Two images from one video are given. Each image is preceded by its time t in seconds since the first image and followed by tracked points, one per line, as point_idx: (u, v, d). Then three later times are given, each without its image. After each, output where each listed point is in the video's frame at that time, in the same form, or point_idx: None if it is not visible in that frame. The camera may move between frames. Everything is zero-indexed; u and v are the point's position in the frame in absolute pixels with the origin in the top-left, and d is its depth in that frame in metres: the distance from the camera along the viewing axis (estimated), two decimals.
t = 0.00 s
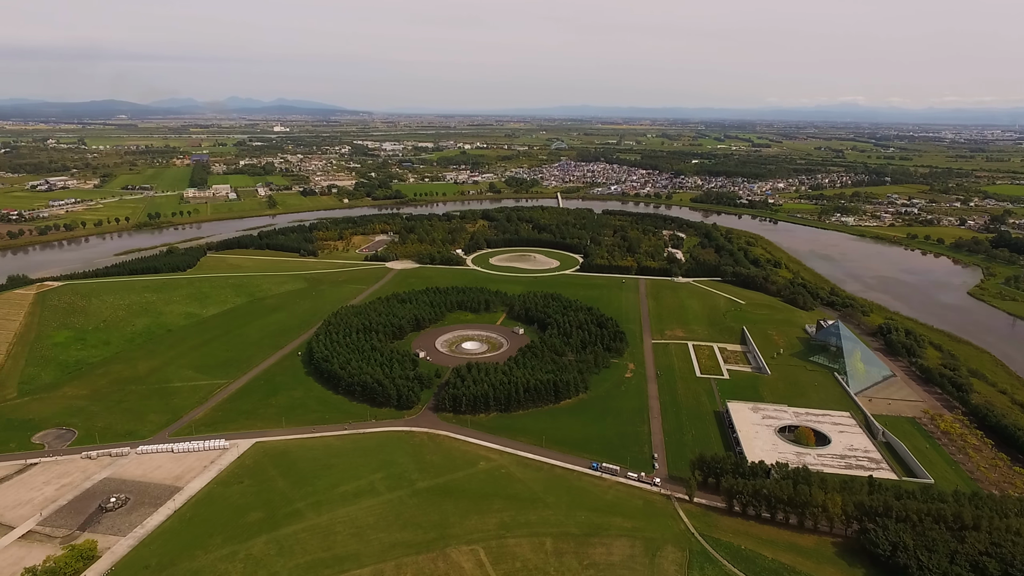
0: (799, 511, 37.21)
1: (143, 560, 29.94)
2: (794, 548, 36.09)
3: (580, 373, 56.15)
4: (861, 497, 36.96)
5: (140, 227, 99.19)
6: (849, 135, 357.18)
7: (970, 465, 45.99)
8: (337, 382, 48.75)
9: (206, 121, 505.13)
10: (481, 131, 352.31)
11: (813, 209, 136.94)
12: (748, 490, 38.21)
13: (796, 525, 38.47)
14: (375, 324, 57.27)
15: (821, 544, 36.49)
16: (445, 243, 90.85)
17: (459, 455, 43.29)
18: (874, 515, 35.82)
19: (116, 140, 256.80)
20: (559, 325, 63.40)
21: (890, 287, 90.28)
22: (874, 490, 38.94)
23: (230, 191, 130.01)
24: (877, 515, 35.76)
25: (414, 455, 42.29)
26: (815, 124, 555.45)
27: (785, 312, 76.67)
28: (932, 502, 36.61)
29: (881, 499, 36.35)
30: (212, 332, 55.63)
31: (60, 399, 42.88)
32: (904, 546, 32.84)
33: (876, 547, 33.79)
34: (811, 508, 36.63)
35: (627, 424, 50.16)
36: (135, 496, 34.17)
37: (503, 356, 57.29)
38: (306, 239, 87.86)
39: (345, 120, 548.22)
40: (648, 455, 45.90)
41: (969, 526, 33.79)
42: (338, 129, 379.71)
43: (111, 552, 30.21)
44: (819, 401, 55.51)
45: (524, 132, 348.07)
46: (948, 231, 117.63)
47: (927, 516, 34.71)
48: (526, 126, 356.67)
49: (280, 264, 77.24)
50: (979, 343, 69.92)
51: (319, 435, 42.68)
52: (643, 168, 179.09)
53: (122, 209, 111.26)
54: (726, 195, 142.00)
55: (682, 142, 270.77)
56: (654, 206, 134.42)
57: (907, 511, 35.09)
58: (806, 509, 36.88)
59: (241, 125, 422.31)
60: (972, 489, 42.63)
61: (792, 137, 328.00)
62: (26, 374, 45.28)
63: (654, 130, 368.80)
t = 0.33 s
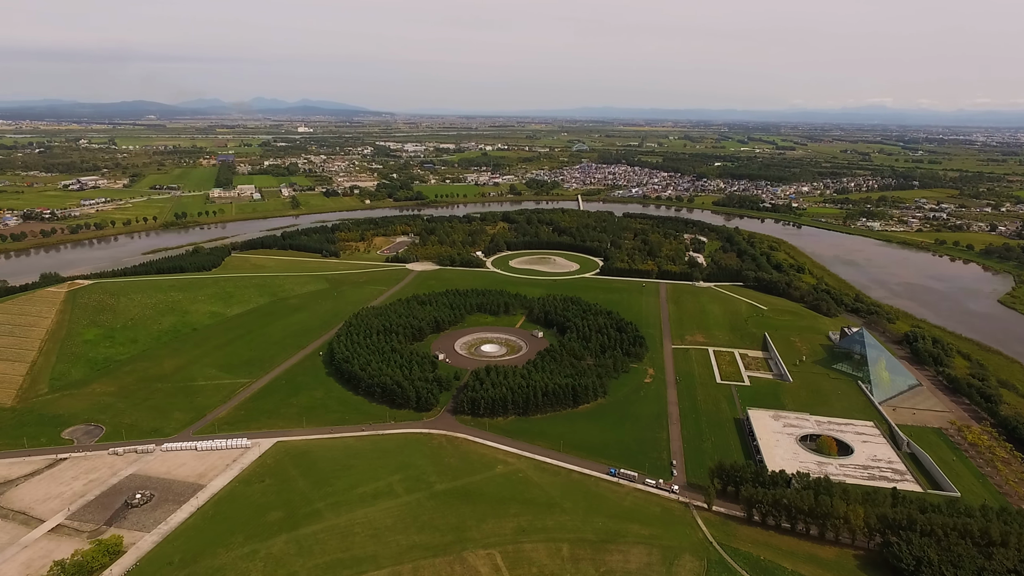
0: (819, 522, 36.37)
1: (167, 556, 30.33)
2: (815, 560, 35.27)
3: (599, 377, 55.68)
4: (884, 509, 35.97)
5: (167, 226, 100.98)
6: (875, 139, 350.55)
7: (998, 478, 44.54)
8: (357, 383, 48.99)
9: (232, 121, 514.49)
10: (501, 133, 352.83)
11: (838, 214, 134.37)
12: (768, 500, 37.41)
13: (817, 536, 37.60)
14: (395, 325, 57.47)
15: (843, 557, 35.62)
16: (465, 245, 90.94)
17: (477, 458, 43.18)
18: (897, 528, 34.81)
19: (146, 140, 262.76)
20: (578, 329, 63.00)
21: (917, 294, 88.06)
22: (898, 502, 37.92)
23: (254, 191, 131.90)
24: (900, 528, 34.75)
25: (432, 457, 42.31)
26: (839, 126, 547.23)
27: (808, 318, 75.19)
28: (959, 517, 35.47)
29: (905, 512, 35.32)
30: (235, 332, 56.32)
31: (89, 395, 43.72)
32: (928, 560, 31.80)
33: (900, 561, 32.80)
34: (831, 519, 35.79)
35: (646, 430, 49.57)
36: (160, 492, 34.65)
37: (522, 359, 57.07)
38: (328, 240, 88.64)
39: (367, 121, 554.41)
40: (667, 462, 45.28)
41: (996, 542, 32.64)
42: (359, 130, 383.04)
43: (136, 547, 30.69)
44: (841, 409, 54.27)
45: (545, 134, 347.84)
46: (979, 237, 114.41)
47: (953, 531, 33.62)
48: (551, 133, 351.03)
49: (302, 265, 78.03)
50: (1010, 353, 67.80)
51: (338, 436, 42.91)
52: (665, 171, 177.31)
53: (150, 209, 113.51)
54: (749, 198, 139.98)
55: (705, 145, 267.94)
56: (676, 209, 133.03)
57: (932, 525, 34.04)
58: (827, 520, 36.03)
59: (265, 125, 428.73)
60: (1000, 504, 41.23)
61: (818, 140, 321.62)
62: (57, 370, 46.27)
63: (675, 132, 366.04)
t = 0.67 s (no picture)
0: (844, 535, 35.35)
1: (192, 553, 30.72)
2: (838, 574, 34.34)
3: (620, 383, 55.07)
4: (911, 524, 34.77)
5: (196, 226, 102.85)
6: (905, 141, 342.07)
7: None
8: (379, 385, 49.16)
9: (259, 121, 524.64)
10: (524, 135, 353.50)
11: (867, 219, 131.15)
12: (790, 511, 36.53)
13: (841, 549, 36.60)
14: (418, 327, 57.59)
15: (868, 572, 34.60)
16: (487, 248, 90.90)
17: (496, 462, 42.98)
18: (924, 544, 33.63)
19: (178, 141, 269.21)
20: (600, 334, 62.42)
21: (948, 302, 85.44)
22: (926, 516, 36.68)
23: (281, 192, 133.84)
24: (928, 544, 33.55)
25: (452, 461, 42.23)
26: (868, 128, 535.64)
27: (835, 326, 73.45)
28: (990, 534, 34.16)
29: (933, 527, 34.09)
30: (261, 332, 57.05)
31: (120, 392, 44.66)
32: None
33: None
34: (857, 533, 34.75)
35: (667, 438, 48.88)
36: (187, 490, 35.15)
37: (543, 363, 56.76)
38: (352, 241, 89.40)
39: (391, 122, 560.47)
40: (688, 470, 44.54)
41: None
42: (383, 130, 386.25)
43: (163, 543, 31.17)
44: (868, 420, 52.81)
45: (568, 135, 347.83)
46: (1015, 244, 110.57)
47: (983, 549, 32.31)
48: (573, 133, 367.10)
49: (327, 265, 78.78)
50: None
51: (360, 437, 43.09)
52: (690, 174, 175.14)
53: (180, 209, 115.87)
54: (775, 202, 137.53)
55: (730, 147, 264.16)
56: (700, 213, 131.32)
57: (961, 541, 32.85)
58: (851, 534, 35.01)
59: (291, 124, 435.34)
60: None
61: (847, 143, 314.87)
62: (90, 367, 47.33)
63: (700, 135, 362.48)
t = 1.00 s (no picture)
0: (869, 549, 34.32)
1: (217, 551, 31.09)
2: None
3: (642, 389, 54.42)
4: (939, 540, 33.54)
5: (224, 226, 104.56)
6: (938, 144, 333.47)
7: None
8: (401, 387, 49.34)
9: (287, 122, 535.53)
10: (547, 137, 354.15)
11: (897, 224, 127.79)
12: (814, 523, 35.59)
13: (866, 563, 35.54)
14: (440, 330, 57.66)
15: None
16: (510, 250, 90.77)
17: (516, 467, 42.77)
18: (953, 561, 32.44)
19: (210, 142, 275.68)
20: (622, 339, 61.83)
21: (982, 310, 82.70)
22: (955, 532, 35.39)
23: (307, 192, 135.59)
24: (956, 561, 32.35)
25: (472, 464, 42.12)
26: (898, 131, 523.51)
27: (862, 334, 71.64)
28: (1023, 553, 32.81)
29: (963, 544, 32.82)
30: (286, 332, 57.69)
31: (149, 389, 45.54)
32: None
33: None
34: (883, 547, 33.72)
35: (689, 445, 48.14)
36: (212, 487, 35.64)
37: (564, 368, 56.39)
38: (376, 242, 90.04)
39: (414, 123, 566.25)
40: (709, 479, 43.75)
41: None
42: (407, 132, 389.42)
43: (189, 540, 31.61)
44: (895, 431, 51.33)
45: (592, 137, 347.22)
46: None
47: (1016, 568, 31.00)
48: (598, 134, 385.76)
49: (350, 267, 79.41)
50: None
51: (382, 439, 43.24)
52: (715, 177, 172.67)
53: (209, 209, 118.05)
54: (802, 206, 134.80)
55: (757, 150, 259.94)
56: (725, 217, 129.39)
57: (992, 560, 31.64)
58: (877, 548, 33.96)
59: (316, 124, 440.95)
60: None
61: (877, 145, 307.94)
62: (121, 364, 48.34)
63: (725, 137, 358.53)
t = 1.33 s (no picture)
0: (895, 565, 33.23)
1: (241, 549, 31.43)
2: None
3: (663, 396, 53.71)
4: (969, 558, 32.29)
5: (251, 226, 106.25)
6: (972, 148, 324.46)
7: None
8: (422, 389, 49.44)
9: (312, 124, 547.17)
10: (571, 139, 354.30)
11: (929, 230, 124.24)
12: (838, 536, 34.65)
13: None
14: (461, 333, 57.67)
15: None
16: (532, 253, 90.49)
17: (536, 472, 42.52)
18: None
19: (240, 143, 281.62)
20: (644, 345, 61.17)
21: (1017, 320, 79.87)
22: (986, 550, 34.08)
23: (332, 193, 137.01)
24: None
25: (492, 468, 41.99)
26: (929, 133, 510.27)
27: (891, 343, 69.75)
28: None
29: (994, 563, 31.52)
30: (310, 332, 58.25)
31: (177, 387, 46.36)
32: None
33: None
34: (909, 563, 32.55)
35: (711, 454, 47.34)
36: (237, 486, 36.05)
37: (585, 373, 55.98)
38: (399, 244, 90.54)
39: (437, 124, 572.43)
40: (731, 488, 42.96)
41: None
42: (431, 134, 391.43)
43: (214, 537, 32.01)
44: (924, 444, 49.80)
45: (617, 140, 346.27)
46: None
47: None
48: (622, 136, 384.94)
49: (373, 268, 79.93)
50: None
51: (403, 441, 43.37)
52: (740, 180, 169.88)
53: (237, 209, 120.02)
54: (830, 211, 131.93)
55: (784, 153, 255.62)
56: (750, 221, 127.34)
57: None
58: (903, 565, 32.87)
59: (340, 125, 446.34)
60: None
61: (907, 149, 300.06)
62: (150, 363, 49.26)
63: (751, 140, 353.73)
